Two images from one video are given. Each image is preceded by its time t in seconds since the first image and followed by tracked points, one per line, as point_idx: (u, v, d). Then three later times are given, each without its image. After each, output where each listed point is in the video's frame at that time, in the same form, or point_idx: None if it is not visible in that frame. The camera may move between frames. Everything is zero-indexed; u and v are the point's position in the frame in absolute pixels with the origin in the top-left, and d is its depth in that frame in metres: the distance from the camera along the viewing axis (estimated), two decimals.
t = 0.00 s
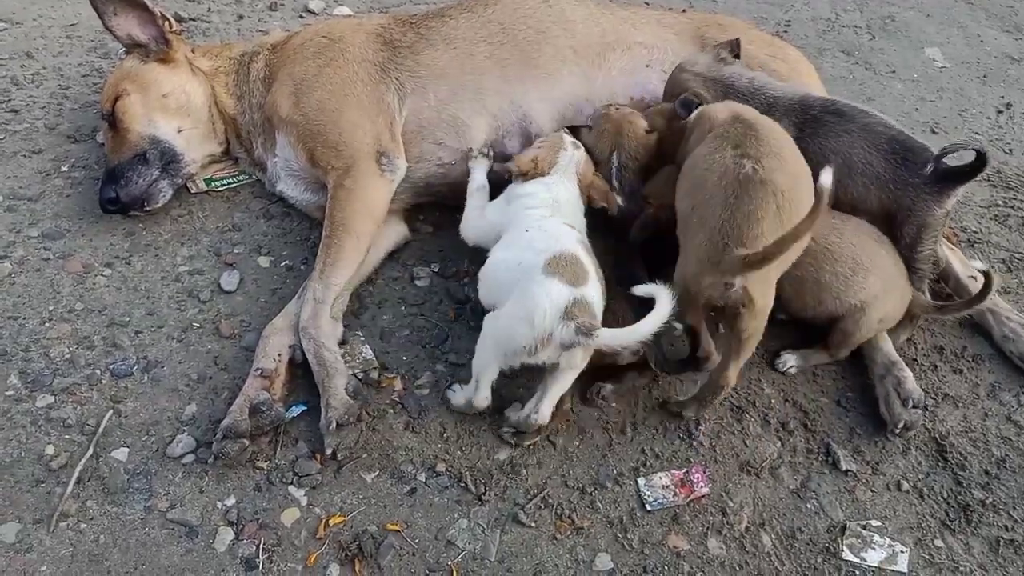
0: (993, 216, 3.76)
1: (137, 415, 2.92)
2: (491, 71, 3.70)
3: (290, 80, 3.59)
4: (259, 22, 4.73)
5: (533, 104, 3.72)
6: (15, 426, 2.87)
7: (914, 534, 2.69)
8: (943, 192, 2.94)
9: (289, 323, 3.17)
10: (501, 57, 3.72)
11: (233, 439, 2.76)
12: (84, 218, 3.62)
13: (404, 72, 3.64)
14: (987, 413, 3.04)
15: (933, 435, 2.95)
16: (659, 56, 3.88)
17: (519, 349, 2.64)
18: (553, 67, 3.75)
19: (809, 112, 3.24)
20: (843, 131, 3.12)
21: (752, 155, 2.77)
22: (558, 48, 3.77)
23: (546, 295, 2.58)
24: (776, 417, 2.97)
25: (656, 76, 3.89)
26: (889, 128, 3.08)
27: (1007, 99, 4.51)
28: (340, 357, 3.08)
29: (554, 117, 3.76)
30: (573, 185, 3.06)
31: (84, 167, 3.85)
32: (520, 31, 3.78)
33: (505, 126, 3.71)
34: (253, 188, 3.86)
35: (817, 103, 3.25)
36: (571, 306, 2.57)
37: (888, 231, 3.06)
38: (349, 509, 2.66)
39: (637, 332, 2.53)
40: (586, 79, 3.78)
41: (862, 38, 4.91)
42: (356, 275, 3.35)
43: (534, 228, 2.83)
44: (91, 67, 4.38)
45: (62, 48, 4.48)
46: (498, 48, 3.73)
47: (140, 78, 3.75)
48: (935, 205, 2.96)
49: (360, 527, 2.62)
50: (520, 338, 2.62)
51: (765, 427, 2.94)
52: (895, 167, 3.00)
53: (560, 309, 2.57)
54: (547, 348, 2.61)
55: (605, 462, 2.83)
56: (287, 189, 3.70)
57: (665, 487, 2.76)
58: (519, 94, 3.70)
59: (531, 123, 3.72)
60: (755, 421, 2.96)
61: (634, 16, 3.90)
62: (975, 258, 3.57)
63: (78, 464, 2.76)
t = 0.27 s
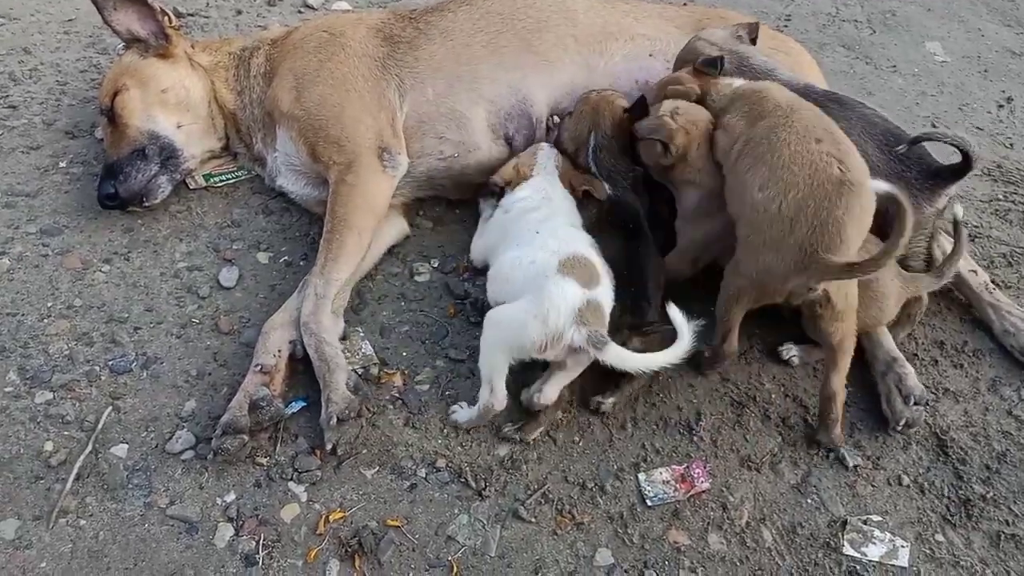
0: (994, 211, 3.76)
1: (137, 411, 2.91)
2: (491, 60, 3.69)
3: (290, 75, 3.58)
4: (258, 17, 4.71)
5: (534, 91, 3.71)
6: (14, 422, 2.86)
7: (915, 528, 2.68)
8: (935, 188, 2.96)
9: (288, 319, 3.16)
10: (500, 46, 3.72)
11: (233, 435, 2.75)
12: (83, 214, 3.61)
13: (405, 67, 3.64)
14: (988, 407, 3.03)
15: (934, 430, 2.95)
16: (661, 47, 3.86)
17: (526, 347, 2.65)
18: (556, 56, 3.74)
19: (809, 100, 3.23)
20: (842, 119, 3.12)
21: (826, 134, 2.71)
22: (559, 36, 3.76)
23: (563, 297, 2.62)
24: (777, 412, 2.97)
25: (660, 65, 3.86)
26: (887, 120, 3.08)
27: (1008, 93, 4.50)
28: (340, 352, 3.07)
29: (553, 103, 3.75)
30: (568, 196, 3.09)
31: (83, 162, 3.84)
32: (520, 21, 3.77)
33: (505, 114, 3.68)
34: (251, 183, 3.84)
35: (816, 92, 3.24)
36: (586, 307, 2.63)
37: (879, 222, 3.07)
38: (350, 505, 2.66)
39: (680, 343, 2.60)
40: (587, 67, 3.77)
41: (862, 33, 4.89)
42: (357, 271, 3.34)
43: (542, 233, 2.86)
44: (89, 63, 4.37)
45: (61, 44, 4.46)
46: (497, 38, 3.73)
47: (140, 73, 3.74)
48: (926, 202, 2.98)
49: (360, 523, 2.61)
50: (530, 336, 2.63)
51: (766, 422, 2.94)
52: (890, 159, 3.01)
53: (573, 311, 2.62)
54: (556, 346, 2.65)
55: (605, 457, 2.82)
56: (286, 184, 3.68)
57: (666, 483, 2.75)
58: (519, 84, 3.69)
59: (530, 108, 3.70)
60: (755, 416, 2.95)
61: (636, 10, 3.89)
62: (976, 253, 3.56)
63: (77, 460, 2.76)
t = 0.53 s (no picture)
0: (996, 209, 3.75)
1: (138, 408, 2.91)
2: (492, 58, 3.69)
3: (290, 72, 3.58)
4: (259, 15, 4.71)
5: (534, 90, 3.71)
6: (15, 419, 2.86)
7: (917, 527, 2.68)
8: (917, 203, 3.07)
9: (289, 317, 3.15)
10: (501, 44, 3.71)
11: (234, 433, 2.75)
12: (83, 211, 3.60)
13: (405, 65, 3.64)
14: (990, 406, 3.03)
15: (936, 428, 2.94)
16: (659, 49, 3.85)
17: (495, 346, 2.66)
18: (556, 55, 3.74)
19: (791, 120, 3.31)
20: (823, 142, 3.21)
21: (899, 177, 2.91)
22: (560, 37, 3.76)
23: (517, 292, 2.59)
24: (778, 411, 2.97)
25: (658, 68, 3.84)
26: (868, 137, 3.16)
27: (1009, 92, 4.50)
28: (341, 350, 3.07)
29: (552, 103, 3.75)
30: (550, 204, 3.10)
31: (84, 160, 3.84)
32: (521, 20, 3.77)
33: (504, 112, 3.69)
34: (252, 181, 3.84)
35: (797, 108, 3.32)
36: (544, 297, 2.59)
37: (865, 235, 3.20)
38: (351, 503, 2.65)
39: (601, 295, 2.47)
40: (586, 67, 3.77)
41: (864, 32, 4.89)
42: (358, 269, 3.34)
43: (502, 230, 2.86)
44: (90, 60, 4.36)
45: (61, 41, 4.46)
46: (498, 36, 3.73)
47: (140, 71, 3.74)
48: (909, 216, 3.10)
49: (361, 520, 2.61)
50: (496, 336, 2.63)
51: (768, 420, 2.94)
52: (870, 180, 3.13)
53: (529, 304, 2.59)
54: (523, 344, 2.63)
55: (606, 455, 2.82)
56: (287, 181, 3.68)
57: (668, 481, 2.75)
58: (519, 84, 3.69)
59: (530, 106, 3.70)
60: (757, 415, 2.95)
61: (636, 9, 3.89)
62: (977, 251, 3.56)
63: (78, 457, 2.76)
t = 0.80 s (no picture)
0: (999, 209, 3.75)
1: (142, 408, 2.91)
2: (495, 57, 3.69)
3: (293, 72, 3.58)
4: (262, 14, 4.71)
5: (536, 90, 3.70)
6: (20, 419, 2.86)
7: (922, 526, 2.68)
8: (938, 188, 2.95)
9: (293, 316, 3.16)
10: (503, 42, 3.72)
11: (239, 432, 2.76)
12: (87, 211, 3.61)
13: (407, 64, 3.64)
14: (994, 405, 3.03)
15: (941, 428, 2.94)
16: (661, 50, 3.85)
17: (496, 342, 2.59)
18: (557, 56, 3.73)
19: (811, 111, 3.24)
20: (845, 130, 3.14)
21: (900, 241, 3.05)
22: (561, 36, 3.76)
23: (506, 282, 2.56)
24: (782, 410, 2.97)
25: (660, 69, 3.84)
26: (891, 126, 3.08)
27: (1013, 91, 4.49)
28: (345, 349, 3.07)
29: (556, 101, 3.74)
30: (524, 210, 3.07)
31: (88, 160, 3.84)
32: (524, 19, 3.77)
33: (507, 112, 3.69)
34: (256, 181, 3.85)
35: (818, 100, 3.25)
36: (533, 280, 2.56)
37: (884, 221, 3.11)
38: (356, 502, 2.66)
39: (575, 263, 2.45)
40: (588, 67, 3.77)
41: (867, 31, 4.89)
42: (361, 268, 3.34)
43: (472, 241, 2.84)
44: (94, 60, 4.37)
45: (64, 41, 4.46)
46: (501, 35, 3.73)
47: (144, 71, 3.74)
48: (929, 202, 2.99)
49: (366, 520, 2.61)
50: (496, 331, 2.57)
51: (773, 420, 2.94)
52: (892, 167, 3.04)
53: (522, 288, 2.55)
54: (526, 331, 2.56)
55: (611, 455, 2.82)
56: (291, 181, 3.68)
57: (673, 480, 2.75)
58: (522, 84, 3.69)
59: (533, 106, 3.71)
60: (762, 415, 2.95)
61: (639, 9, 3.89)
62: (981, 251, 3.56)
63: (83, 457, 2.76)
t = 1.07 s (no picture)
0: (1002, 210, 3.76)
1: (146, 408, 2.92)
2: (499, 59, 3.70)
3: (298, 73, 3.59)
4: (266, 16, 4.72)
5: (543, 89, 3.71)
6: (24, 418, 2.87)
7: (924, 527, 2.68)
8: (935, 196, 2.90)
9: (297, 317, 3.17)
10: (507, 43, 3.73)
11: (242, 432, 2.77)
12: (91, 211, 3.62)
13: (412, 66, 3.65)
14: (997, 407, 3.03)
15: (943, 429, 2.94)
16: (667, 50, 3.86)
17: (481, 336, 2.57)
18: (564, 55, 3.75)
19: (812, 109, 3.24)
20: (845, 128, 3.13)
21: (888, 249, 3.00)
22: (569, 38, 3.77)
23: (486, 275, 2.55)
24: (785, 411, 2.97)
25: (665, 68, 3.85)
26: (890, 126, 3.07)
27: (1015, 93, 4.50)
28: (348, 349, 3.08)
29: (563, 100, 3.75)
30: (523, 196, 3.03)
31: (92, 161, 3.85)
32: (529, 21, 3.78)
33: (514, 112, 3.68)
34: (260, 182, 3.86)
35: (820, 97, 3.24)
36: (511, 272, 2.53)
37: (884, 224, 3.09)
38: (359, 502, 2.66)
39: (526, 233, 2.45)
40: (595, 68, 3.78)
41: (869, 33, 4.89)
42: (365, 269, 3.35)
43: (469, 238, 2.85)
44: (98, 62, 4.38)
45: (69, 43, 4.48)
46: (506, 36, 3.74)
47: (149, 72, 3.76)
48: (927, 208, 2.93)
49: (369, 519, 2.62)
50: (479, 323, 2.56)
51: (775, 420, 2.94)
52: (888, 167, 3.02)
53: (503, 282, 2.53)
54: (507, 322, 2.54)
55: (613, 455, 2.82)
56: (294, 182, 3.69)
57: (676, 480, 2.76)
58: (528, 84, 3.70)
59: (537, 107, 3.71)
60: (764, 415, 2.96)
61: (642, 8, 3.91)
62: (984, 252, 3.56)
63: (87, 456, 2.77)
